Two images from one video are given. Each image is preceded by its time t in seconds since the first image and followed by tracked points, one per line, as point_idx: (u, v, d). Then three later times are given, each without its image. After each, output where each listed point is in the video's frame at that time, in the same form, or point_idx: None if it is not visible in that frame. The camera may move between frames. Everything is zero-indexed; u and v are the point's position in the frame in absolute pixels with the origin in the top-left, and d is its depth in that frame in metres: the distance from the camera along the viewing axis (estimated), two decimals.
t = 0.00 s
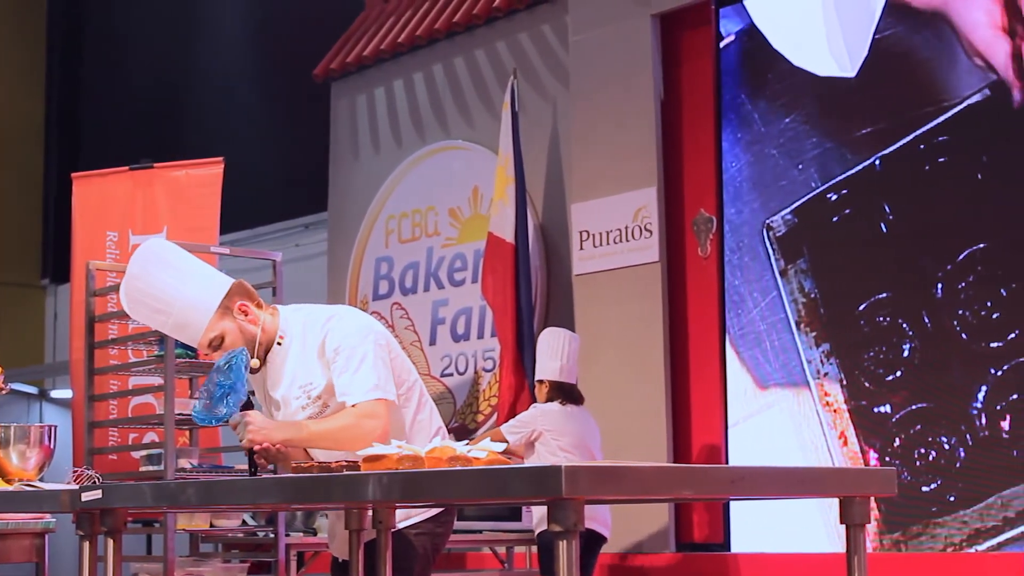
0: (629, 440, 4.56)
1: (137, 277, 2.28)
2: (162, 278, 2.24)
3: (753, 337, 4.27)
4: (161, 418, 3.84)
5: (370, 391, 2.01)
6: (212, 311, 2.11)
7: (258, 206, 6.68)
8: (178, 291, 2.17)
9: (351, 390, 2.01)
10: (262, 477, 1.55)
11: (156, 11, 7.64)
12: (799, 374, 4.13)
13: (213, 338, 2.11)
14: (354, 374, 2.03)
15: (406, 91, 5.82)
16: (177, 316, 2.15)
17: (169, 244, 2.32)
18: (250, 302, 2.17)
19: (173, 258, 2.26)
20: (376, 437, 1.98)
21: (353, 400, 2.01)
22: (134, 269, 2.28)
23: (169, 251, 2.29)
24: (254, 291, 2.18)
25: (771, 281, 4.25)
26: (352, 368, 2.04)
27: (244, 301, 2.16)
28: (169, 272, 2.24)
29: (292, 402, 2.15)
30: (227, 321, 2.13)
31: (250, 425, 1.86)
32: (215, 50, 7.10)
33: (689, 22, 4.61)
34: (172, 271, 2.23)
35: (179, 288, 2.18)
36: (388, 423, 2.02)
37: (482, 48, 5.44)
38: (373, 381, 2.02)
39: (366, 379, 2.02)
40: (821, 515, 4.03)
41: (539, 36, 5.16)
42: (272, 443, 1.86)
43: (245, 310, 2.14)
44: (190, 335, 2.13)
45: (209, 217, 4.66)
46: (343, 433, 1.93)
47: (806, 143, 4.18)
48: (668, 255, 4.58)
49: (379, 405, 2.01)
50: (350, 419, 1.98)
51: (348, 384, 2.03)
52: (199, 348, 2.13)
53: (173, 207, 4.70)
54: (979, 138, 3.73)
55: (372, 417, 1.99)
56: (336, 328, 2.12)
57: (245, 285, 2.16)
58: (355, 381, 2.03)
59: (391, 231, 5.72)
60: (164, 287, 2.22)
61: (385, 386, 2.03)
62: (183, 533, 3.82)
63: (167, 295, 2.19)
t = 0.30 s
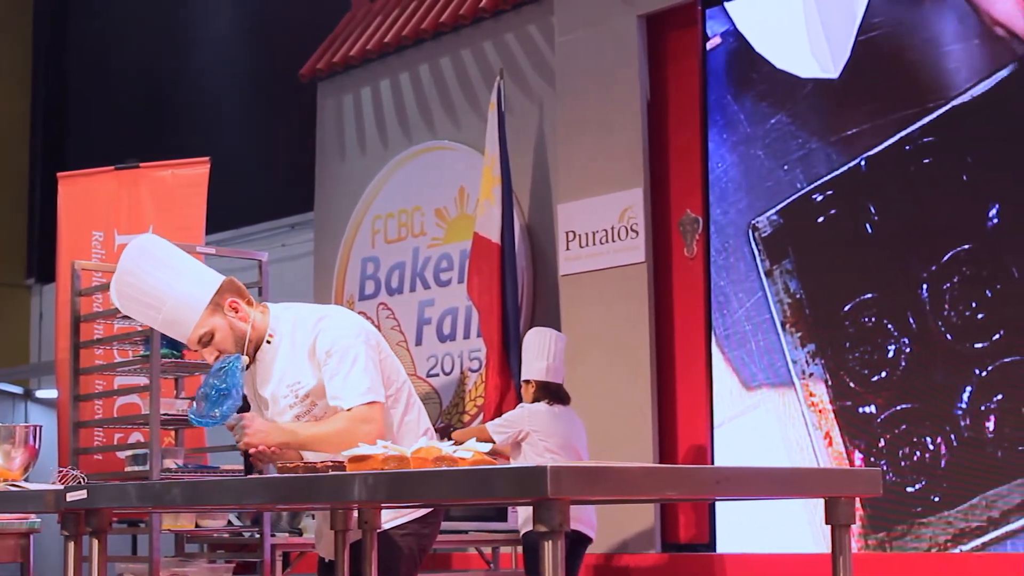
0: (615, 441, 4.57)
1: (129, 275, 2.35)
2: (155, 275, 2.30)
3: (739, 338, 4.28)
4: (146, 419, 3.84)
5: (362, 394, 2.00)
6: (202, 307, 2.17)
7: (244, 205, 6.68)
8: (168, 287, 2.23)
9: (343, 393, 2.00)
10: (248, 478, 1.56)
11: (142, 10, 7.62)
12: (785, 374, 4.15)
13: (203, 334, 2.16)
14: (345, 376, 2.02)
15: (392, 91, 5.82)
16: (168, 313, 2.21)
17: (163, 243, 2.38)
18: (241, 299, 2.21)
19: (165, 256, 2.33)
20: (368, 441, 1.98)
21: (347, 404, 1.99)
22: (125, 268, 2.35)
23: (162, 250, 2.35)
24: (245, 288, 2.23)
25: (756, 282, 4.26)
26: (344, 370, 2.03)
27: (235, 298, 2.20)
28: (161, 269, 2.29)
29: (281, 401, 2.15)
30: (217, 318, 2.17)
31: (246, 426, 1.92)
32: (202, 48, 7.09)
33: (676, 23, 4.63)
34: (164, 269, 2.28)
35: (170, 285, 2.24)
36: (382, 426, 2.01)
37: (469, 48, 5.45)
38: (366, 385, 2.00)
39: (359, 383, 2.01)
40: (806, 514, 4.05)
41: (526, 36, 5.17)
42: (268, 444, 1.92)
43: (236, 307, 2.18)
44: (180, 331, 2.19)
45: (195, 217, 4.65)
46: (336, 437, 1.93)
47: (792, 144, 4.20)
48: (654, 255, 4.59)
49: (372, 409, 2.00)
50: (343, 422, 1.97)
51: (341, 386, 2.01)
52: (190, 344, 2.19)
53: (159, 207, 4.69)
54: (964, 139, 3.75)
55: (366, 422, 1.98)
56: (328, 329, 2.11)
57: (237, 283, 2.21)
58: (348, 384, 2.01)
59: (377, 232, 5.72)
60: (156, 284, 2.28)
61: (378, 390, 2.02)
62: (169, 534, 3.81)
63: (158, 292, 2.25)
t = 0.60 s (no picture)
0: (599, 441, 4.58)
1: (139, 264, 2.40)
2: (160, 265, 2.35)
3: (722, 338, 4.30)
4: (129, 419, 3.83)
5: (351, 391, 2.00)
6: (198, 294, 2.20)
7: (227, 205, 6.66)
8: (171, 277, 2.28)
9: (332, 389, 2.01)
10: (232, 478, 1.56)
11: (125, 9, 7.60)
12: (768, 375, 4.17)
13: (197, 321, 2.18)
14: (335, 372, 2.03)
15: (377, 91, 5.82)
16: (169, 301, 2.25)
17: (172, 233, 2.43)
18: (237, 289, 2.22)
19: (170, 245, 2.38)
20: (354, 438, 1.99)
21: (335, 400, 2.00)
22: (134, 254, 2.41)
23: (167, 236, 2.41)
24: (242, 279, 2.24)
25: (740, 283, 4.28)
26: (334, 365, 2.04)
27: (231, 287, 2.21)
28: (167, 259, 2.34)
29: (270, 391, 2.16)
30: (211, 305, 2.19)
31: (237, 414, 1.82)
32: (186, 47, 7.07)
33: (660, 24, 4.64)
34: (169, 259, 2.33)
35: (172, 276, 2.28)
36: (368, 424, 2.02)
37: (454, 48, 5.45)
38: (354, 382, 2.01)
39: (348, 379, 2.02)
40: (788, 514, 4.07)
41: (510, 37, 5.18)
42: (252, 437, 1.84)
43: (231, 296, 2.19)
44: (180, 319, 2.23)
45: (178, 217, 4.64)
46: (323, 431, 1.93)
47: (775, 145, 4.22)
48: (638, 256, 4.61)
49: (359, 406, 2.01)
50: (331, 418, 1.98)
51: (331, 381, 2.02)
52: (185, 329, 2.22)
53: (143, 207, 4.68)
54: (945, 140, 3.78)
55: (354, 420, 1.99)
56: (320, 323, 2.12)
57: (235, 273, 2.23)
58: (337, 380, 2.02)
59: (362, 232, 5.72)
60: (160, 274, 2.32)
61: (365, 387, 2.03)
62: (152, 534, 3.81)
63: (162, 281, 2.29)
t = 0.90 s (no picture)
0: (582, 441, 4.60)
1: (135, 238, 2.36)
2: (158, 237, 2.31)
3: (704, 338, 4.32)
4: (111, 419, 3.82)
5: (331, 374, 2.01)
6: (196, 272, 2.19)
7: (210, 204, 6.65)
8: (171, 250, 2.26)
9: (311, 372, 2.03)
10: (214, 477, 1.57)
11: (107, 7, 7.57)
12: (749, 375, 4.19)
13: (190, 299, 2.18)
14: (318, 353, 2.05)
15: (360, 91, 5.82)
16: (167, 274, 2.24)
17: (168, 207, 2.40)
18: (235, 272, 2.22)
19: (168, 218, 2.35)
20: (326, 423, 1.95)
21: (310, 383, 2.01)
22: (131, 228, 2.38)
23: (162, 209, 2.38)
24: (241, 262, 2.24)
25: (722, 283, 4.30)
26: (318, 347, 2.06)
27: (228, 269, 2.21)
28: (165, 232, 2.31)
29: (255, 373, 2.20)
30: (206, 286, 2.18)
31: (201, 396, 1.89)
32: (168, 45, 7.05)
33: (644, 25, 4.66)
34: (166, 233, 2.31)
35: (171, 248, 2.26)
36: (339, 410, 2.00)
37: (437, 48, 5.45)
38: (335, 365, 2.02)
39: (329, 361, 2.03)
40: (770, 514, 4.10)
41: (494, 37, 5.19)
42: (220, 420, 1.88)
43: (227, 278, 2.19)
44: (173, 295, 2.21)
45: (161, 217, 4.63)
46: (294, 413, 1.91)
47: (758, 146, 4.25)
48: (621, 257, 4.62)
49: (331, 391, 1.99)
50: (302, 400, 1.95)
51: (311, 362, 2.04)
52: (178, 308, 2.20)
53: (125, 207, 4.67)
54: (926, 142, 3.81)
55: (324, 403, 1.97)
56: (308, 308, 2.15)
57: (233, 255, 2.23)
58: (318, 362, 2.03)
59: (344, 231, 5.72)
60: (158, 247, 2.30)
61: (346, 374, 2.03)
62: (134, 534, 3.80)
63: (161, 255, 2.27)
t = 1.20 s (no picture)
0: (566, 441, 4.60)
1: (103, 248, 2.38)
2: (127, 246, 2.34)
3: (687, 339, 4.34)
4: (94, 419, 3.81)
5: (301, 381, 2.02)
6: (171, 282, 2.24)
7: (192, 204, 6.64)
8: (143, 260, 2.29)
9: (281, 380, 2.03)
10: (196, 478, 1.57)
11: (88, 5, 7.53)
12: (731, 376, 4.21)
13: (167, 309, 2.24)
14: (291, 359, 2.05)
15: (343, 91, 5.82)
16: (141, 286, 2.27)
17: (135, 214, 2.42)
18: (211, 280, 2.27)
19: (137, 227, 2.37)
20: (293, 432, 1.98)
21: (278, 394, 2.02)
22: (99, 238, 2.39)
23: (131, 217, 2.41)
24: (217, 270, 2.29)
25: (704, 284, 4.32)
26: (291, 351, 2.06)
27: (203, 278, 2.26)
28: (134, 241, 2.34)
29: (234, 382, 2.20)
30: (182, 295, 2.24)
31: (171, 435, 1.90)
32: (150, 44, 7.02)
33: (627, 26, 4.67)
34: (136, 242, 2.33)
35: (143, 259, 2.29)
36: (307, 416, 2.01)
37: (420, 49, 5.46)
38: (307, 369, 2.03)
39: (300, 367, 2.04)
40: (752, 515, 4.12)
41: (477, 38, 5.20)
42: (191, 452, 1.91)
43: (201, 287, 2.24)
44: (149, 305, 2.25)
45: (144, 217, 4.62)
46: (258, 429, 1.94)
47: (740, 147, 4.27)
48: (604, 257, 4.64)
49: (297, 400, 2.01)
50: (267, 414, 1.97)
51: (283, 368, 2.05)
52: (156, 317, 2.26)
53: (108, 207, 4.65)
54: (906, 143, 3.84)
55: (290, 413, 1.99)
56: (280, 313, 2.14)
57: (208, 265, 2.28)
58: (289, 368, 2.04)
59: (327, 232, 5.72)
60: (128, 256, 2.32)
61: (318, 378, 2.04)
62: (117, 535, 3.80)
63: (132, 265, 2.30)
